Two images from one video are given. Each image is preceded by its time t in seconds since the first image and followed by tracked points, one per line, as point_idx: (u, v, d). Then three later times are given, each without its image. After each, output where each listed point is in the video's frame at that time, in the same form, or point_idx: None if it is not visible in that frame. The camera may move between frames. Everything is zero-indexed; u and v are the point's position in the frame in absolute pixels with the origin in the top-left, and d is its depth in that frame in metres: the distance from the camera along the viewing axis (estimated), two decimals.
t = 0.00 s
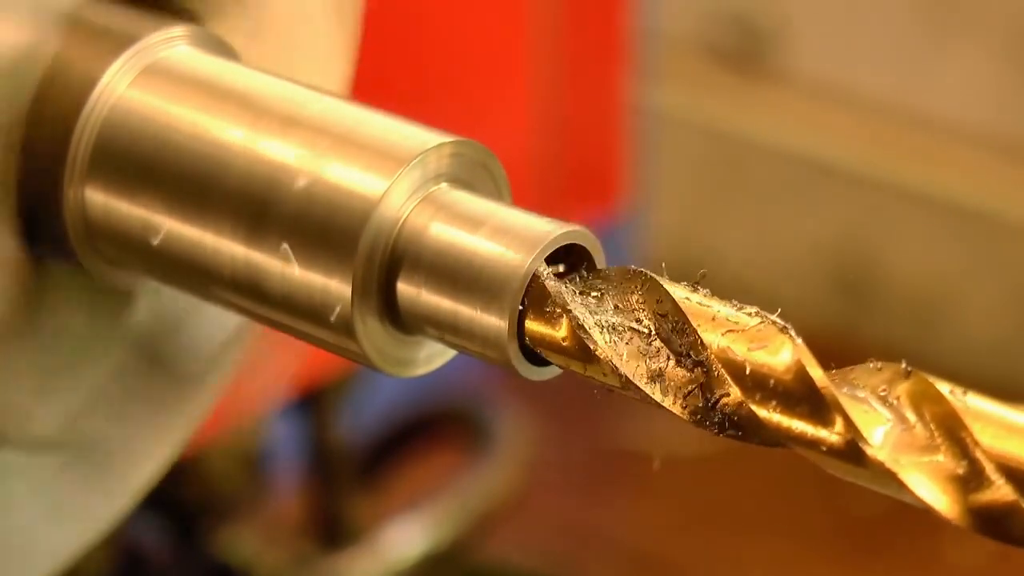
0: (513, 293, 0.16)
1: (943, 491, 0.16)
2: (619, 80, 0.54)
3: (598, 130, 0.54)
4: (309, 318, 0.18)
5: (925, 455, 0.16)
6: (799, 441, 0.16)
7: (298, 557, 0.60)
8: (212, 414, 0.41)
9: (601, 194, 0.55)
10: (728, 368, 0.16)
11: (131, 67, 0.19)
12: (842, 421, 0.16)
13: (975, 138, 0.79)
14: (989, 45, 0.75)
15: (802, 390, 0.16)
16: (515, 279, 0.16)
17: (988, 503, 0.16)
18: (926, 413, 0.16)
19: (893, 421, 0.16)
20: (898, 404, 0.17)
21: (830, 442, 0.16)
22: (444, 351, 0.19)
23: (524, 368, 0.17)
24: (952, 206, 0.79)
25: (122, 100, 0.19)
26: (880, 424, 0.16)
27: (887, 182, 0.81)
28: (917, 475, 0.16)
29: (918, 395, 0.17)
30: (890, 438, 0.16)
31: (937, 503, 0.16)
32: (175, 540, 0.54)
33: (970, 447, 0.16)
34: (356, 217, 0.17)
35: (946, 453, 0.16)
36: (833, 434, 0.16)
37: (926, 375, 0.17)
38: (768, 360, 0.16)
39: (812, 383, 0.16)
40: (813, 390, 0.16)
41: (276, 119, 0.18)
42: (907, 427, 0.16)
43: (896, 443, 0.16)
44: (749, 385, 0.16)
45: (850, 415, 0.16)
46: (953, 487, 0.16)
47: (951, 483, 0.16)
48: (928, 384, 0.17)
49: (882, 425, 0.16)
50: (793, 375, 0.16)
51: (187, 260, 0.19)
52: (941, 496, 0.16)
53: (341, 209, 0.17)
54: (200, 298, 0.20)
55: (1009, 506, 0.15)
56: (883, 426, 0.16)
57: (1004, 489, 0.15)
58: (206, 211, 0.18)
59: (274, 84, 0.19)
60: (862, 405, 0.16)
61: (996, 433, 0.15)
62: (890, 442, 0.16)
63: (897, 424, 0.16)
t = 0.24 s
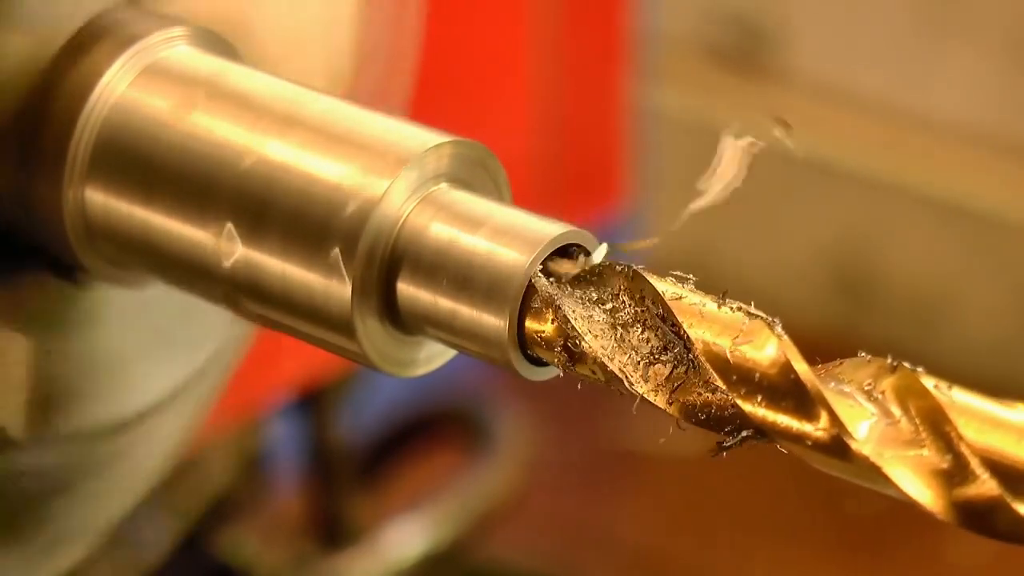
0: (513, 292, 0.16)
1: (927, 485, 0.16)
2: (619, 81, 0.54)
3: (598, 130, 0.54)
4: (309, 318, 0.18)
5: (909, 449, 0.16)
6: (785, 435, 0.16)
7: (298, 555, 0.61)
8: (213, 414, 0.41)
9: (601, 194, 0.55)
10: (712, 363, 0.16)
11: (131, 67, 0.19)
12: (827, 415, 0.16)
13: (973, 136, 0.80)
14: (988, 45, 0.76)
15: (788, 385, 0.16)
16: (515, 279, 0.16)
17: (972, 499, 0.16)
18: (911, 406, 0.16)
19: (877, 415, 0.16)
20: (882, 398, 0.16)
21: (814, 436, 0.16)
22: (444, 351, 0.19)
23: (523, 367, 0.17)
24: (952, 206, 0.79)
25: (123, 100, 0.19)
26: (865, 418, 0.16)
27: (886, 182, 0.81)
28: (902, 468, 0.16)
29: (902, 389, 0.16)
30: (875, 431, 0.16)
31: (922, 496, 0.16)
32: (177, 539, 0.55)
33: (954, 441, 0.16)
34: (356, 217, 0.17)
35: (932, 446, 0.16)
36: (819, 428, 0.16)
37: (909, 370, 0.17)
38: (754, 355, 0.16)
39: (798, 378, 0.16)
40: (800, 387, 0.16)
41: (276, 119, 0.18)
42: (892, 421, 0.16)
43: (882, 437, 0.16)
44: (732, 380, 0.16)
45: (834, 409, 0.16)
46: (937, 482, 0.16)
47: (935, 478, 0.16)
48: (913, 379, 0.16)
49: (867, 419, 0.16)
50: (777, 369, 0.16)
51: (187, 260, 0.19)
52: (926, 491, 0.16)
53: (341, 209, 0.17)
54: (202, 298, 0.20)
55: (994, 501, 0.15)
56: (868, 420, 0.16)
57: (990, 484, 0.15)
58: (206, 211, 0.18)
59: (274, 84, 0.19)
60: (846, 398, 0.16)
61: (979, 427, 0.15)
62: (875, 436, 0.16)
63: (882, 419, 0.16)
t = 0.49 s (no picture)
0: (513, 293, 0.16)
1: (910, 479, 0.16)
2: (619, 79, 0.54)
3: (598, 129, 0.54)
4: (310, 318, 0.18)
5: (893, 444, 0.16)
6: (770, 429, 0.16)
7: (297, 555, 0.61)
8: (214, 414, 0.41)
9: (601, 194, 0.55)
10: (696, 357, 0.16)
11: (131, 67, 0.19)
12: (810, 410, 0.16)
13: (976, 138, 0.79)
14: (989, 46, 0.75)
15: (772, 379, 0.16)
16: (516, 279, 0.16)
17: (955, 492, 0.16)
18: (895, 402, 0.16)
19: (860, 410, 0.16)
20: (866, 393, 0.17)
21: (799, 430, 0.16)
22: (444, 352, 0.19)
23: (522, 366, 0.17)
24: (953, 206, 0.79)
25: (123, 100, 0.19)
26: (848, 413, 0.16)
27: (886, 182, 0.81)
28: (885, 464, 0.16)
29: (886, 383, 0.17)
30: (857, 425, 0.16)
31: (906, 492, 0.16)
32: (177, 539, 0.55)
33: (938, 435, 0.16)
34: (356, 216, 0.17)
35: (915, 441, 0.16)
36: (803, 422, 0.16)
37: (892, 364, 0.17)
38: (736, 349, 0.16)
39: (782, 372, 0.16)
40: (784, 380, 0.16)
41: (275, 119, 0.18)
42: (876, 416, 0.16)
43: (864, 431, 0.16)
44: (718, 375, 0.16)
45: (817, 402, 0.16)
46: (920, 477, 0.16)
47: (919, 472, 0.16)
48: (896, 374, 0.17)
49: (849, 414, 0.16)
50: (761, 363, 0.16)
51: (187, 260, 0.19)
52: (909, 485, 0.16)
53: (341, 208, 0.17)
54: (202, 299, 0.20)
55: (978, 495, 0.15)
56: (852, 415, 0.16)
57: (974, 478, 0.15)
58: (205, 212, 0.18)
59: (274, 84, 0.19)
60: (831, 392, 0.16)
61: (963, 421, 0.16)
62: (860, 430, 0.16)
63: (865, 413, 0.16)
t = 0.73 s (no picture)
0: (513, 294, 0.16)
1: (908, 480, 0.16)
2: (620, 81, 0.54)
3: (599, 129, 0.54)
4: (310, 319, 0.18)
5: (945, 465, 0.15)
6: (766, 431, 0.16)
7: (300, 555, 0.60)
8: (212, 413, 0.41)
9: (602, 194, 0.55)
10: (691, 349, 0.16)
11: (133, 66, 0.19)
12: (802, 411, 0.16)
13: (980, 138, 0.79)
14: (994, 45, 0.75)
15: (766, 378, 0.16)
16: (517, 280, 0.16)
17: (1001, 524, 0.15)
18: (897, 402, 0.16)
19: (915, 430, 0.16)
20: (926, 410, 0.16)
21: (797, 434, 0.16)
22: (443, 352, 0.19)
23: (523, 366, 0.17)
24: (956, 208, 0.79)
25: (122, 99, 0.19)
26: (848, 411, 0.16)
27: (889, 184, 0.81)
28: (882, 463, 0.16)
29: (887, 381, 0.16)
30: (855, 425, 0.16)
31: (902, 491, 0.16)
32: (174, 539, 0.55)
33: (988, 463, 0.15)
34: (357, 216, 0.17)
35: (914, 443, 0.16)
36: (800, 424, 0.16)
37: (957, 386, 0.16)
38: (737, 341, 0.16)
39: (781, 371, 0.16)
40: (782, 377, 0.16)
41: (275, 118, 0.18)
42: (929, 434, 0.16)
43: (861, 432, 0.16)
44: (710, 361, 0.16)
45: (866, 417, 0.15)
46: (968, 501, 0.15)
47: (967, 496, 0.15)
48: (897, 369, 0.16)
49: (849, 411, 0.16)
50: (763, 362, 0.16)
51: (187, 259, 0.19)
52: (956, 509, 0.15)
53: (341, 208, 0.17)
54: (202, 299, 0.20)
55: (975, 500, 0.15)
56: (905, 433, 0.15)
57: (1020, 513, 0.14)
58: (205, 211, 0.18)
59: (274, 84, 0.19)
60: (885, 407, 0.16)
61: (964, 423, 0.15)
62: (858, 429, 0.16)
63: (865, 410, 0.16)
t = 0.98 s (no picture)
0: (511, 293, 0.16)
1: (900, 477, 0.16)
2: (619, 81, 0.54)
3: (598, 129, 0.54)
4: (311, 320, 0.18)
5: (883, 440, 0.16)
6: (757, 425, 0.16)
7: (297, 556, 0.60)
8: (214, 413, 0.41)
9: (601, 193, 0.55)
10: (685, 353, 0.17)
11: (132, 66, 0.19)
12: (800, 406, 0.16)
13: (979, 138, 0.79)
14: (992, 45, 0.75)
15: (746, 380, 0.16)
16: (516, 280, 0.16)
17: (943, 490, 0.16)
18: (885, 398, 0.16)
19: (853, 408, 0.16)
20: (859, 389, 0.17)
21: (789, 425, 0.16)
22: (443, 352, 0.19)
23: (522, 366, 0.17)
24: (955, 207, 0.79)
25: (122, 100, 0.19)
26: (840, 408, 0.16)
27: (888, 183, 0.81)
28: (875, 460, 0.16)
29: (876, 379, 0.17)
30: (847, 423, 0.16)
31: (897, 489, 0.16)
32: (178, 539, 0.55)
33: (929, 432, 0.16)
34: (357, 216, 0.17)
35: (906, 437, 0.16)
36: (793, 418, 0.16)
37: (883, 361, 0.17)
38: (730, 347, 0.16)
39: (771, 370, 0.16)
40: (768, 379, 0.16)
41: (276, 119, 0.18)
42: (866, 411, 0.16)
43: (854, 430, 0.16)
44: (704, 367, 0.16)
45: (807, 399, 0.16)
46: (909, 472, 0.16)
47: (908, 467, 0.16)
48: (885, 368, 0.17)
49: (841, 408, 0.16)
50: (751, 361, 0.16)
51: (186, 260, 0.19)
52: (899, 482, 0.16)
53: (341, 207, 0.17)
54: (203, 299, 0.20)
55: (967, 490, 0.15)
56: (842, 409, 0.16)
57: (965, 474, 0.15)
58: (206, 213, 0.18)
59: (274, 84, 0.19)
60: (824, 388, 0.16)
61: (950, 417, 0.16)
62: (850, 428, 0.16)
63: (855, 407, 0.16)
